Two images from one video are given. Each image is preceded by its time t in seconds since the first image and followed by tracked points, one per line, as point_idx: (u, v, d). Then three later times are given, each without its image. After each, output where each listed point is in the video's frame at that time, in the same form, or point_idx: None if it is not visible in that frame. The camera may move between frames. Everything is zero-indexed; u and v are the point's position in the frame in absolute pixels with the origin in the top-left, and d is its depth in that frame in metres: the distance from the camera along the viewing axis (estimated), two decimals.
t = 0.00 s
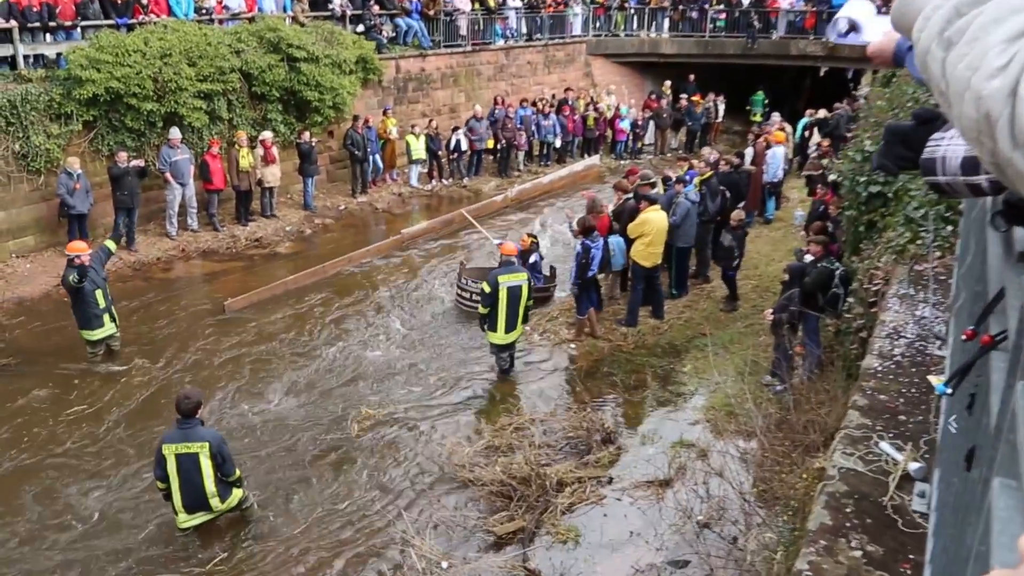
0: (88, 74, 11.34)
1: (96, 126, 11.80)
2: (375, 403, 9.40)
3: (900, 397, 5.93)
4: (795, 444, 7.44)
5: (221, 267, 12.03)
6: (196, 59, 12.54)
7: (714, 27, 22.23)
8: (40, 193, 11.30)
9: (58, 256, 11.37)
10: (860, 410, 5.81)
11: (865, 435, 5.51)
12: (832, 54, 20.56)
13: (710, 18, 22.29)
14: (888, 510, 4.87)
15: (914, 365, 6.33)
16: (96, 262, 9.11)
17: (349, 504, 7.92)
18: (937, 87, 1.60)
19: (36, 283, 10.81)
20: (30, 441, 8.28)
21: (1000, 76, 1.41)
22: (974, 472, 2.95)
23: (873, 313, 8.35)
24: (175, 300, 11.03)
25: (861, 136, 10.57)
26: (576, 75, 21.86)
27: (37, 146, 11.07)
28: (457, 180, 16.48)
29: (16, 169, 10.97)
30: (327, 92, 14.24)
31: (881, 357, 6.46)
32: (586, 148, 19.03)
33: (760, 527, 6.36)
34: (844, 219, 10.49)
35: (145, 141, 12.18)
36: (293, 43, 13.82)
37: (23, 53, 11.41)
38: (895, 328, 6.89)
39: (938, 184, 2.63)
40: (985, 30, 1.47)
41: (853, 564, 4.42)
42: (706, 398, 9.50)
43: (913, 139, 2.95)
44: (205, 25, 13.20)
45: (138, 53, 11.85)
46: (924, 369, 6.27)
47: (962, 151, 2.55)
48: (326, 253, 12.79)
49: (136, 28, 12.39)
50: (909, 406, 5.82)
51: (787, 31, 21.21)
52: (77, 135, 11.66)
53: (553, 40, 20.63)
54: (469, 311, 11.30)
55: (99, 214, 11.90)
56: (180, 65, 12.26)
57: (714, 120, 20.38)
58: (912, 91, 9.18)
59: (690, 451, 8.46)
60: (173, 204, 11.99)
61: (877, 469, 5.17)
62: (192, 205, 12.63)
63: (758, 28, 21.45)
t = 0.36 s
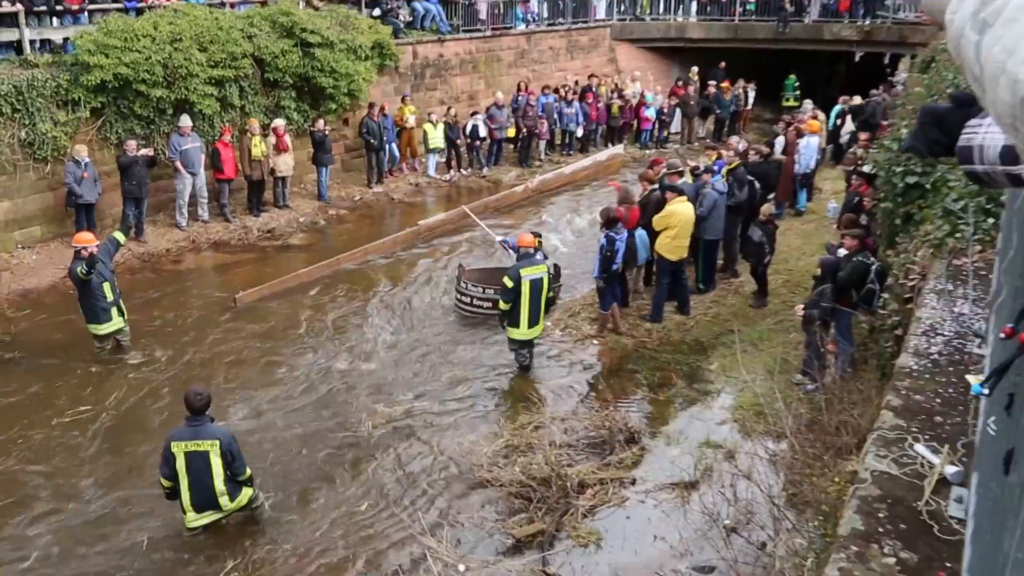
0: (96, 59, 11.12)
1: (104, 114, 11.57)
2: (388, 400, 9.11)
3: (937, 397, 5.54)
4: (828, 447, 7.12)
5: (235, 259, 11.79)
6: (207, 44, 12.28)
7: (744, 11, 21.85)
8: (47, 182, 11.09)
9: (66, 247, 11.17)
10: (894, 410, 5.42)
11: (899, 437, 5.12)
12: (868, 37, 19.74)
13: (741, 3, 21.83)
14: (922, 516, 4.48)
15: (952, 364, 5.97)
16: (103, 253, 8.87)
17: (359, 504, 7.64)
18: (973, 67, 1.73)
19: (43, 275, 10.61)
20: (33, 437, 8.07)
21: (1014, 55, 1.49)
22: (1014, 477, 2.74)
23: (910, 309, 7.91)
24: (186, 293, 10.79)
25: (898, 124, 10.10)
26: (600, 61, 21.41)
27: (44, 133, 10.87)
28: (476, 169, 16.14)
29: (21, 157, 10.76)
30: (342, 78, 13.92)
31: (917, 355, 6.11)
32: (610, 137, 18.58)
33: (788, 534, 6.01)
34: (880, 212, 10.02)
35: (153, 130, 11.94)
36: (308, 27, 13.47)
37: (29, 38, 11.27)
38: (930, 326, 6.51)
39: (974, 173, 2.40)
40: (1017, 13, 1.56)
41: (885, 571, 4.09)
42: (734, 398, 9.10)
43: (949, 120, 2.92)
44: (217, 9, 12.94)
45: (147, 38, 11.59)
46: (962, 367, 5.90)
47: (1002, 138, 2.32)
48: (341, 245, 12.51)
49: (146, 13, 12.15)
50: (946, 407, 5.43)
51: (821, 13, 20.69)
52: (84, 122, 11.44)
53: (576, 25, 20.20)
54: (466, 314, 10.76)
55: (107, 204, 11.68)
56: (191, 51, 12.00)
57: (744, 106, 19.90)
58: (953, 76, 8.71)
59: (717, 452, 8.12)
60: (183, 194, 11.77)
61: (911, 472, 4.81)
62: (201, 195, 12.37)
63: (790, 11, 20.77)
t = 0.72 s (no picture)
0: (127, 68, 11.39)
1: (134, 121, 11.89)
2: (408, 402, 9.38)
3: (943, 403, 5.76)
4: (835, 450, 7.38)
5: (259, 262, 12.07)
6: (235, 53, 12.58)
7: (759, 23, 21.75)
8: (78, 186, 11.45)
9: (96, 249, 11.52)
10: (901, 415, 5.65)
11: (905, 440, 5.36)
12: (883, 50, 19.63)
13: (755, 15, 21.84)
14: (926, 518, 4.71)
15: (958, 370, 6.18)
16: (136, 257, 9.23)
17: (377, 499, 7.90)
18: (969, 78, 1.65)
19: (75, 275, 10.93)
20: (64, 429, 8.38)
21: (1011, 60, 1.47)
22: None
23: (918, 316, 8.11)
24: (213, 294, 11.09)
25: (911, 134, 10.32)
26: (617, 74, 21.68)
27: (76, 139, 11.20)
28: (494, 177, 16.41)
29: (54, 162, 11.08)
30: (364, 87, 14.27)
31: (924, 361, 6.33)
32: (625, 147, 18.82)
33: (797, 533, 6.26)
34: (890, 221, 10.23)
35: (182, 136, 12.28)
36: (331, 39, 13.77)
37: (63, 46, 11.55)
38: (938, 333, 6.75)
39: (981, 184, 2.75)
40: (1015, 15, 1.50)
41: (888, 568, 4.30)
42: (744, 401, 9.33)
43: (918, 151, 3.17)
44: (243, 19, 13.23)
45: (176, 47, 11.89)
46: (968, 374, 6.11)
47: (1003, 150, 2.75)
48: (360, 249, 12.79)
49: (175, 23, 12.49)
50: (952, 413, 5.64)
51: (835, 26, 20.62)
52: (115, 129, 11.76)
53: (593, 37, 20.46)
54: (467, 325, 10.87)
55: (137, 208, 12.02)
56: (218, 60, 12.32)
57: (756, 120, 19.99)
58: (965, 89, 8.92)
59: (725, 453, 8.39)
60: (212, 199, 12.08)
61: (916, 475, 5.03)
62: (229, 199, 12.73)
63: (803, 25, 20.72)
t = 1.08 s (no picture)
0: (127, 45, 11.08)
1: (135, 100, 11.57)
2: (415, 395, 8.97)
3: (987, 400, 5.25)
4: (870, 450, 6.89)
5: (265, 248, 11.72)
6: (240, 31, 12.17)
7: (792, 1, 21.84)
8: (78, 168, 11.15)
9: (96, 234, 11.21)
10: (940, 412, 5.15)
11: (945, 439, 4.86)
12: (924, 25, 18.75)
13: None
14: (968, 521, 4.22)
15: (1003, 365, 5.66)
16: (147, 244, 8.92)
17: (383, 498, 7.48)
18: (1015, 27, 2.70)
19: (74, 261, 10.63)
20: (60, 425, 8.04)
21: None
22: None
23: (958, 308, 7.53)
24: (216, 282, 10.75)
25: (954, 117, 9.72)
26: (639, 52, 21.09)
27: (74, 119, 10.90)
28: (511, 161, 15.95)
29: (51, 143, 10.78)
30: (376, 67, 13.80)
31: (965, 355, 5.82)
32: (647, 129, 18.29)
33: (828, 536, 5.79)
34: (928, 207, 9.64)
35: (185, 117, 11.92)
36: (342, 15, 13.30)
37: (60, 22, 11.33)
38: (981, 326, 6.22)
39: None
40: None
41: None
42: (774, 395, 8.87)
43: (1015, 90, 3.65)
44: None
45: (178, 24, 11.52)
46: (1014, 369, 5.59)
47: None
48: (371, 235, 12.40)
49: None
50: (995, 410, 5.13)
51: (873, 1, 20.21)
52: (115, 109, 11.45)
53: (615, 14, 19.84)
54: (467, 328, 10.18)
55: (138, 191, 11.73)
56: (223, 37, 11.91)
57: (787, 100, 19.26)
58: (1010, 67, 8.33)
59: (752, 451, 7.89)
60: (215, 184, 11.73)
61: (957, 476, 4.53)
62: (235, 185, 12.31)
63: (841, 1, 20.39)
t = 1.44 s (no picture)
0: (130, 27, 10.78)
1: (138, 85, 11.30)
2: (425, 395, 8.56)
3: None
4: (910, 459, 6.40)
5: (272, 240, 11.35)
6: (247, 12, 11.94)
7: None
8: (78, 155, 10.88)
9: (96, 224, 10.91)
10: (986, 418, 4.61)
11: (992, 447, 4.33)
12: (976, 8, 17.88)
13: None
14: (1019, 534, 3.69)
15: None
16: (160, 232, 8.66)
17: (389, 506, 7.06)
18: None
19: (73, 252, 10.33)
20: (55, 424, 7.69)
21: None
22: None
23: (1006, 309, 6.94)
24: (221, 276, 10.40)
25: (1001, 105, 9.12)
26: (666, 35, 20.53)
27: (75, 105, 10.62)
28: (530, 151, 15.51)
29: (51, 129, 10.52)
30: (390, 51, 13.46)
31: (1014, 357, 5.28)
32: (673, 117, 17.75)
33: (865, 550, 5.29)
34: (973, 200, 9.04)
35: (190, 103, 11.68)
36: None
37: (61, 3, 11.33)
38: None
39: None
40: None
41: None
42: (807, 398, 8.37)
43: None
44: None
45: (184, 5, 11.27)
46: None
47: None
48: (385, 228, 12.00)
49: None
50: None
51: None
52: (118, 94, 11.18)
53: None
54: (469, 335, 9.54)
55: (141, 180, 11.44)
56: (230, 19, 11.64)
57: (824, 86, 18.65)
58: None
59: (783, 458, 7.37)
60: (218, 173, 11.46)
61: (1006, 487, 4.01)
62: (240, 174, 11.99)
63: None
